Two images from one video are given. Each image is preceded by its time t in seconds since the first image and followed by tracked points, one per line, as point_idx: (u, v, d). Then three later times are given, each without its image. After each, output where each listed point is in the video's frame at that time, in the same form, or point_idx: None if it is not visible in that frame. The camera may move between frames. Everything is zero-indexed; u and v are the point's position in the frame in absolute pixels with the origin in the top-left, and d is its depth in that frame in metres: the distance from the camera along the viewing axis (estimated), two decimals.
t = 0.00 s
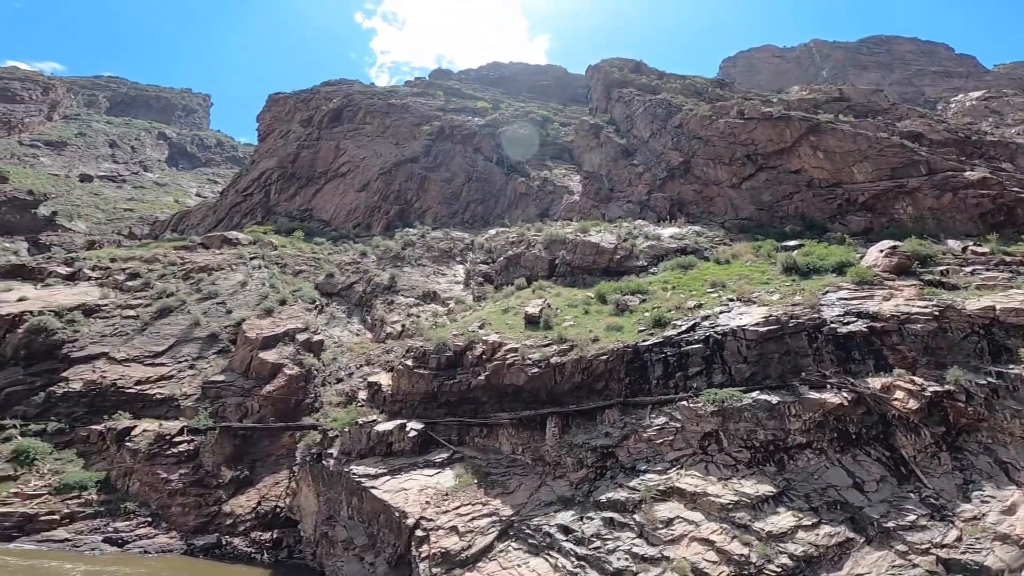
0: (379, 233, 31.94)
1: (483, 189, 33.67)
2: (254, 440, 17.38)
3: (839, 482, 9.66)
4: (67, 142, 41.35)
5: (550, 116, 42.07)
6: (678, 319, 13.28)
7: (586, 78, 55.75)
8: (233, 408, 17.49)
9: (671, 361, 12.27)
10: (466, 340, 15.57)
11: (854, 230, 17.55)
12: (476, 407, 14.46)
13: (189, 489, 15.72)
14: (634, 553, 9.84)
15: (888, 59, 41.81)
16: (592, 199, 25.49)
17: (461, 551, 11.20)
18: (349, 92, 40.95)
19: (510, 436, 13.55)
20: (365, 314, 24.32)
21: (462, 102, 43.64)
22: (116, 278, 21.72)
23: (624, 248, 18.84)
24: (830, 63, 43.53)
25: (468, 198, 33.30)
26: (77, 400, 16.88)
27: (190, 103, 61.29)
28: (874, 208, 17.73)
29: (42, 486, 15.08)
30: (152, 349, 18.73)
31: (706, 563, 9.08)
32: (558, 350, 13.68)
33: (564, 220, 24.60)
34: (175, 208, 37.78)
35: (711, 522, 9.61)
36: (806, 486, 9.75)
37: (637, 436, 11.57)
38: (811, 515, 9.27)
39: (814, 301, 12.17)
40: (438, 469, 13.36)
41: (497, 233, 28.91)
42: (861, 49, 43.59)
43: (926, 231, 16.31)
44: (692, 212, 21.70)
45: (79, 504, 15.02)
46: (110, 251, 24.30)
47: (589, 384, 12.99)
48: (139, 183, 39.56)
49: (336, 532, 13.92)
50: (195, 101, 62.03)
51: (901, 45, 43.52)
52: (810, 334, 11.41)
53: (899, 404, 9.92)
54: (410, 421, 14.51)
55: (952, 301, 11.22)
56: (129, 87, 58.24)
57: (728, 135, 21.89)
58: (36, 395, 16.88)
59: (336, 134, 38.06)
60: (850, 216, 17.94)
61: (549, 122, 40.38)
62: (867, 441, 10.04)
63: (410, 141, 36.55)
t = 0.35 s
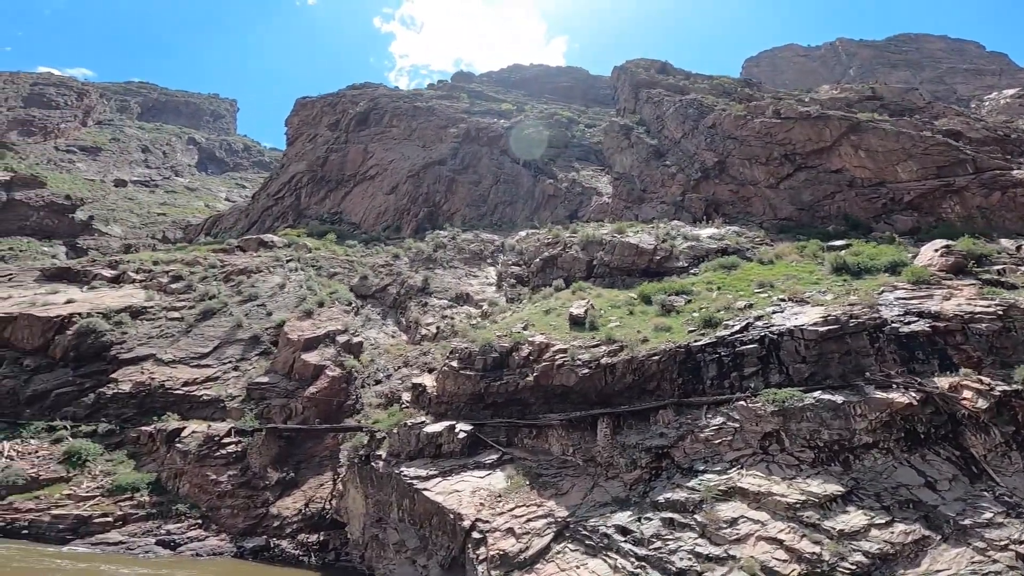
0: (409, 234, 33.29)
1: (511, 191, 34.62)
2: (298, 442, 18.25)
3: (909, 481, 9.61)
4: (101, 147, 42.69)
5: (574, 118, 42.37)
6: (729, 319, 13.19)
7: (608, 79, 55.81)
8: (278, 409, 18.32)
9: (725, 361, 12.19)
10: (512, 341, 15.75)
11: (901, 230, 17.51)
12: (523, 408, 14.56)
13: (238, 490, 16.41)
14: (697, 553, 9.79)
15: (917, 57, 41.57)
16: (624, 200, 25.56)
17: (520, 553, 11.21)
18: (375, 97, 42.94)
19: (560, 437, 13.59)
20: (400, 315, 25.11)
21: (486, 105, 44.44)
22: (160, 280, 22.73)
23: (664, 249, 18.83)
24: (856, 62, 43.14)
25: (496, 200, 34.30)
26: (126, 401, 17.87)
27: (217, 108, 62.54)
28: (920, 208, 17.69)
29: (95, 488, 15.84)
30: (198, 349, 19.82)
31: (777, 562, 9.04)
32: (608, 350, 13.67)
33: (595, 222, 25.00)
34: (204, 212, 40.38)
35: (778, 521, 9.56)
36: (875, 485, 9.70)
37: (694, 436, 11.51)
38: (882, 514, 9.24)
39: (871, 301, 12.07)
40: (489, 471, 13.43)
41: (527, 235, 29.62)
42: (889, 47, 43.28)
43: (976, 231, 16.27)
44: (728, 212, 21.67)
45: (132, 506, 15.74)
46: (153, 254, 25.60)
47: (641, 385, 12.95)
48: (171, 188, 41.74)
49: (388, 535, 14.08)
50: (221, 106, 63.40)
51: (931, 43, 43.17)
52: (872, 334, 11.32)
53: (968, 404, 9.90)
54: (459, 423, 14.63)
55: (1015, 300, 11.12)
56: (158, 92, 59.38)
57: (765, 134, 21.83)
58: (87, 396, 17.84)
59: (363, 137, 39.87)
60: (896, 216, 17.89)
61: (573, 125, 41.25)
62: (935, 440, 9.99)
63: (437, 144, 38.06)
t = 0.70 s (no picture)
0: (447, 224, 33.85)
1: (549, 181, 34.66)
2: (349, 431, 18.82)
3: (994, 475, 9.46)
4: (148, 140, 44.61)
5: (610, 108, 42.04)
6: (795, 309, 12.98)
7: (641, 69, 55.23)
8: (330, 397, 18.95)
9: (793, 353, 12.00)
10: (567, 331, 15.71)
11: (968, 221, 17.57)
12: (579, 398, 14.56)
13: (293, 479, 17.09)
14: (769, 545, 9.64)
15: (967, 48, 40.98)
16: (668, 190, 25.44)
17: (584, 544, 11.10)
18: (410, 88, 43.64)
19: (618, 428, 13.46)
20: (443, 304, 25.65)
21: (522, 95, 44.44)
22: (214, 269, 23.69)
23: (716, 239, 18.66)
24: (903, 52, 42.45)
25: (534, 190, 34.37)
26: (185, 388, 18.71)
27: (256, 101, 63.64)
28: (986, 199, 17.81)
29: (157, 476, 16.60)
30: (252, 338, 20.62)
31: (858, 554, 8.86)
32: (668, 340, 13.52)
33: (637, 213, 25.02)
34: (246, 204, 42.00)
35: (857, 513, 9.38)
36: (959, 478, 9.55)
37: (763, 428, 11.33)
38: (968, 507, 9.09)
39: (947, 294, 11.76)
40: (547, 461, 13.38)
41: (568, 224, 29.62)
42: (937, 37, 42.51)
43: None
44: (779, 203, 21.78)
45: (192, 495, 16.48)
46: (204, 243, 26.60)
47: (704, 376, 12.78)
48: (213, 179, 44.23)
49: (446, 525, 14.05)
50: (259, 99, 64.44)
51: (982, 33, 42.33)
52: (951, 327, 11.07)
53: None
54: (515, 413, 14.63)
55: None
56: (199, 86, 60.67)
57: (818, 124, 21.77)
58: (148, 383, 18.75)
59: (400, 128, 40.56)
60: (962, 207, 17.95)
61: (609, 115, 40.98)
62: (1018, 435, 9.88)
63: (473, 135, 38.43)
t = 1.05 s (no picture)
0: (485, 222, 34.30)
1: (585, 177, 34.66)
2: (403, 430, 19.23)
3: None
4: (190, 145, 46.69)
5: (645, 104, 41.76)
6: (869, 303, 12.90)
7: (673, 63, 54.70)
8: (383, 396, 19.45)
9: (872, 347, 11.99)
10: (625, 327, 15.57)
11: None
12: (640, 396, 14.36)
13: (350, 479, 17.52)
14: (857, 540, 9.52)
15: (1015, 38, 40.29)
16: (713, 185, 25.29)
17: (656, 543, 10.83)
18: (443, 87, 43.89)
19: (683, 426, 13.21)
20: (486, 302, 25.99)
21: (555, 92, 44.41)
22: (265, 270, 24.75)
23: (771, 233, 18.59)
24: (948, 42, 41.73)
25: (571, 186, 34.42)
26: (244, 388, 19.66)
27: (290, 104, 64.77)
28: None
29: (222, 477, 17.25)
30: (304, 337, 21.53)
31: (958, 549, 8.78)
32: (735, 336, 13.31)
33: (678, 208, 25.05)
34: (282, 205, 44.98)
35: (953, 509, 9.27)
36: None
37: (843, 424, 11.13)
38: None
39: None
40: (610, 459, 13.17)
41: (608, 222, 29.92)
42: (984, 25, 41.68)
43: None
44: (833, 195, 22.04)
45: (255, 495, 17.02)
46: (253, 245, 27.69)
47: (775, 372, 12.57)
48: (253, 183, 46.69)
49: (508, 525, 13.83)
50: (293, 102, 65.54)
51: None
52: None
53: None
54: (575, 410, 14.44)
55: None
56: (236, 91, 62.10)
57: (873, 116, 22.09)
58: (209, 383, 19.73)
59: (434, 127, 41.03)
60: None
61: (644, 111, 40.63)
62: None
63: (507, 132, 38.52)
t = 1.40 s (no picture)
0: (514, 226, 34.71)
1: (614, 179, 34.93)
2: (445, 435, 19.51)
3: None
4: (219, 155, 48.73)
5: (671, 105, 41.44)
6: (935, 301, 12.95)
7: (696, 63, 54.28)
8: (425, 402, 19.77)
9: (943, 345, 11.92)
10: (675, 328, 15.32)
11: None
12: (694, 397, 14.11)
13: (396, 485, 17.90)
14: (943, 539, 9.44)
15: None
16: (750, 184, 25.11)
17: (726, 546, 10.52)
18: (466, 92, 44.48)
19: (743, 428, 12.92)
20: (521, 306, 26.24)
21: (579, 94, 44.55)
22: (302, 276, 25.84)
23: (818, 232, 18.50)
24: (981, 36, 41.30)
25: (600, 189, 34.70)
26: (288, 394, 20.46)
27: (314, 112, 65.72)
28: None
29: (270, 483, 17.84)
30: (344, 343, 22.35)
31: None
32: (795, 336, 13.19)
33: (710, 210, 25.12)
34: (309, 212, 47.61)
35: None
36: None
37: (918, 423, 11.05)
38: None
39: None
40: (667, 462, 12.88)
41: (639, 224, 30.07)
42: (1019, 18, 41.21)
43: None
44: (878, 192, 22.04)
45: (303, 502, 17.49)
46: (289, 252, 28.70)
47: (839, 372, 12.43)
48: (280, 192, 49.09)
49: (563, 531, 13.51)
50: (316, 109, 66.47)
51: None
52: None
53: None
54: (629, 413, 14.18)
55: None
56: (261, 100, 63.25)
57: (916, 113, 22.24)
58: (253, 390, 20.58)
59: (459, 132, 41.68)
60: None
61: (670, 111, 40.42)
62: None
63: (534, 135, 38.76)
